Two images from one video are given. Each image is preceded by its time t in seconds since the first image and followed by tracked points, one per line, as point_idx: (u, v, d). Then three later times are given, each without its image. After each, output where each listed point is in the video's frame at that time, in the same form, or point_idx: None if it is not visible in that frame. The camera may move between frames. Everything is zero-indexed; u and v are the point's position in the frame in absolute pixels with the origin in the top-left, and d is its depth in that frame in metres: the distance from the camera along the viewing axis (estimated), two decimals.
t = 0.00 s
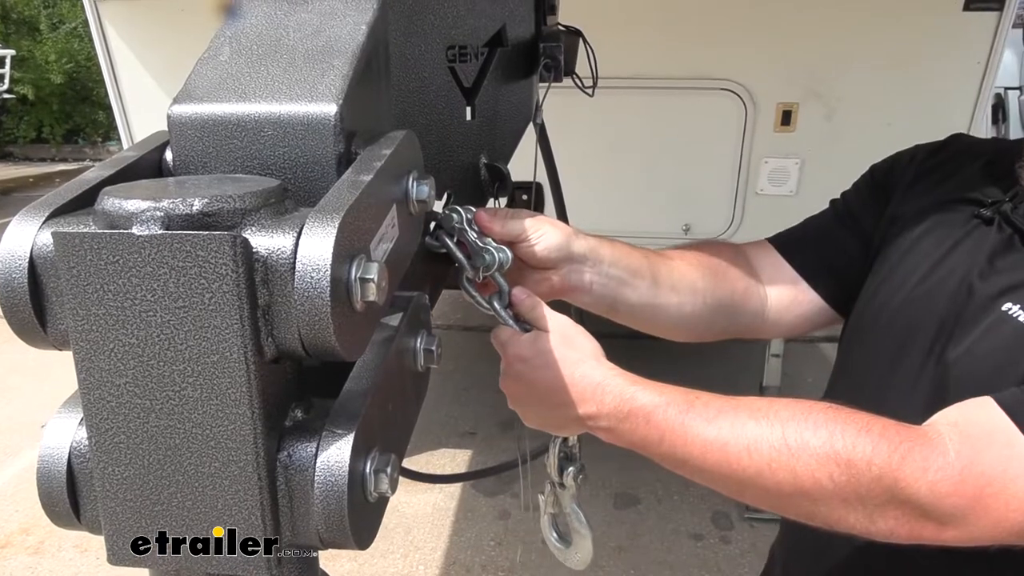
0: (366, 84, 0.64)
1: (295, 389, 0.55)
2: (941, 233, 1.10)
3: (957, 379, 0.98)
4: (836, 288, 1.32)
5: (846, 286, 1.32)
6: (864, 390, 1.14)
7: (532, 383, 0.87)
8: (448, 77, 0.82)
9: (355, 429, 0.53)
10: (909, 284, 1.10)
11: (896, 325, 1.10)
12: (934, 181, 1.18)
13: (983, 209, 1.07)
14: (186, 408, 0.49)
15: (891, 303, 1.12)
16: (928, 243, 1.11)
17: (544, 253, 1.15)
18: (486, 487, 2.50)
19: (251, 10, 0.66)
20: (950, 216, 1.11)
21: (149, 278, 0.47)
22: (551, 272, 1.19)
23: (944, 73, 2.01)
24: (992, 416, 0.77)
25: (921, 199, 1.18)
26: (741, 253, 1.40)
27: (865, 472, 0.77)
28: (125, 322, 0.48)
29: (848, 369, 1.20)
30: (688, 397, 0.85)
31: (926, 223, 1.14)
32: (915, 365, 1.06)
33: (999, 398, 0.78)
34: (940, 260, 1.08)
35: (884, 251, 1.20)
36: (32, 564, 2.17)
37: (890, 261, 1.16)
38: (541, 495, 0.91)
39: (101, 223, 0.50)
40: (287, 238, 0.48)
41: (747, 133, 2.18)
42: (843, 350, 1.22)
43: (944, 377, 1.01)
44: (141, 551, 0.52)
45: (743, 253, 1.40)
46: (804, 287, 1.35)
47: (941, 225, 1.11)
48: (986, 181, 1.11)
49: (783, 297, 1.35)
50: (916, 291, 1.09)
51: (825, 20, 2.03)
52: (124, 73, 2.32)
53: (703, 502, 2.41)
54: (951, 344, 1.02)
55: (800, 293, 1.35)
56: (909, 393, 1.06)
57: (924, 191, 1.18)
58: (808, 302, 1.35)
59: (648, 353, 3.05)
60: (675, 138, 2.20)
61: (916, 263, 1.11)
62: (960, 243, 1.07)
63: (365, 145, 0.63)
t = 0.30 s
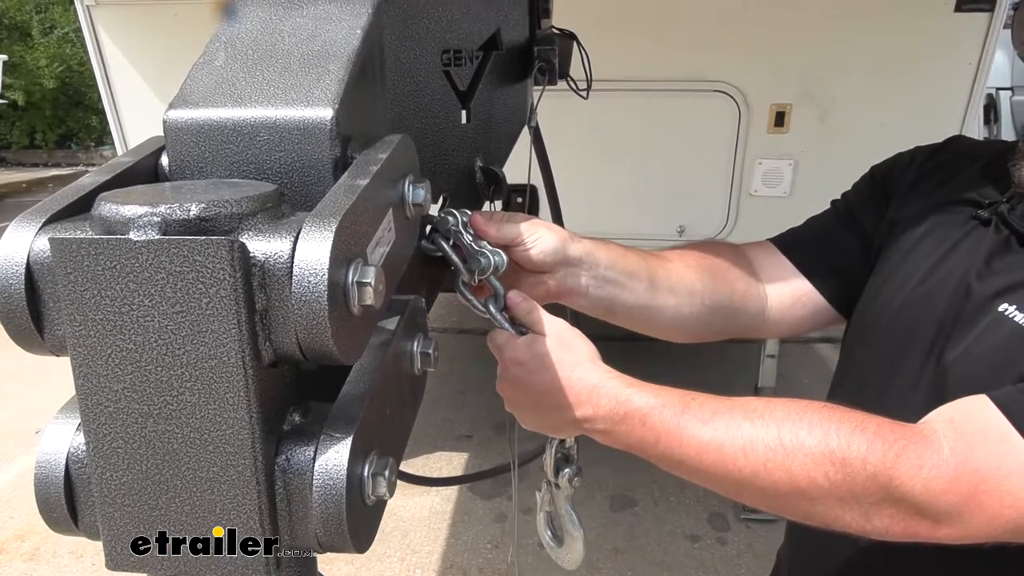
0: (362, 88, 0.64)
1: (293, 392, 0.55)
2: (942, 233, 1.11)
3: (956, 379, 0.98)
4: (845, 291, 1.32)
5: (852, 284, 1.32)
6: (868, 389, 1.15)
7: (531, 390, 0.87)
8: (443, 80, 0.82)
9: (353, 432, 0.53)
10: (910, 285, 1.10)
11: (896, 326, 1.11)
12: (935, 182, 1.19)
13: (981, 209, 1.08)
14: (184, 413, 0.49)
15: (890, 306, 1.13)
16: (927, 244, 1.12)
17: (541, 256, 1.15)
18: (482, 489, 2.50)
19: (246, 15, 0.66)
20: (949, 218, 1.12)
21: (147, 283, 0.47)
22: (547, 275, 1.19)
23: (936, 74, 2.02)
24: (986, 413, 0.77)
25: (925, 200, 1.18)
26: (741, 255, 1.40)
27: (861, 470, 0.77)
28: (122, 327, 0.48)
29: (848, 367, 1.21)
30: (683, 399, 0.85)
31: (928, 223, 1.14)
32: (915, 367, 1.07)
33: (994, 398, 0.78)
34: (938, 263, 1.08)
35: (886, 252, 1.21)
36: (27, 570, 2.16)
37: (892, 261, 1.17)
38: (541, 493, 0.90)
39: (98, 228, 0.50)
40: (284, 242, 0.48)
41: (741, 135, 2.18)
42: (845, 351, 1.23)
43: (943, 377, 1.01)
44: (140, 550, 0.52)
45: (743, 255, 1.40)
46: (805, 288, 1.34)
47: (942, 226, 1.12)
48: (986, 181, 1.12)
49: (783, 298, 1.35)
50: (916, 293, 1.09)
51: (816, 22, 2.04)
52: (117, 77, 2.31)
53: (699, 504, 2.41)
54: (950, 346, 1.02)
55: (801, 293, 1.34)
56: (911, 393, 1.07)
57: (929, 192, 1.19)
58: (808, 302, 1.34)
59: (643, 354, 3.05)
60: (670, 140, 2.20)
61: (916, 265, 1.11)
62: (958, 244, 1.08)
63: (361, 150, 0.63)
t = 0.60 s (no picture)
0: (362, 94, 0.65)
1: (293, 395, 0.56)
2: (931, 240, 1.13)
3: (946, 385, 0.99)
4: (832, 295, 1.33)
5: (840, 291, 1.33)
6: (860, 393, 1.15)
7: (530, 393, 0.89)
8: (442, 86, 0.83)
9: (353, 435, 0.54)
10: (901, 292, 1.11)
11: (888, 333, 1.11)
12: (922, 191, 1.20)
13: (969, 216, 1.10)
14: (186, 415, 0.49)
15: (881, 314, 1.13)
16: (917, 251, 1.13)
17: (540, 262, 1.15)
18: (478, 493, 2.50)
19: (247, 21, 0.67)
20: (938, 225, 1.13)
21: (150, 286, 0.47)
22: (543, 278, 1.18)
23: (929, 81, 2.04)
24: (980, 427, 0.79)
25: (912, 208, 1.20)
26: (735, 264, 1.41)
27: (858, 485, 0.77)
28: (125, 330, 0.48)
29: (840, 372, 1.21)
30: (684, 408, 0.86)
31: (916, 231, 1.16)
32: (905, 373, 1.08)
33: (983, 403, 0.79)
34: (930, 268, 1.10)
35: (876, 259, 1.22)
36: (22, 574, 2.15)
37: (883, 268, 1.17)
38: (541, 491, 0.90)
39: (101, 232, 0.50)
40: (286, 246, 0.49)
41: (736, 140, 2.19)
42: (836, 357, 1.24)
43: (935, 385, 1.02)
44: (141, 549, 0.53)
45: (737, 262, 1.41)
46: (797, 295, 1.35)
47: (930, 233, 1.13)
48: (973, 189, 1.14)
49: (776, 306, 1.36)
50: (907, 300, 1.10)
51: (810, 29, 2.06)
52: (113, 79, 2.31)
53: (695, 508, 2.42)
54: (939, 351, 1.04)
55: (794, 301, 1.35)
56: (902, 399, 1.08)
57: (915, 200, 1.20)
58: (800, 311, 1.35)
59: (638, 359, 3.06)
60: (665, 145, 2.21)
61: (907, 271, 1.12)
62: (947, 252, 1.09)
63: (361, 155, 0.64)
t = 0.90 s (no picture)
0: (363, 105, 0.66)
1: (295, 402, 0.56)
2: (916, 248, 1.14)
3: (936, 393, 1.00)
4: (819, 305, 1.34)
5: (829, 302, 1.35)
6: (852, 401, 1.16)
7: (526, 391, 0.89)
8: (442, 96, 0.84)
9: (353, 442, 0.54)
10: (890, 298, 1.12)
11: (875, 338, 1.13)
12: (910, 201, 1.21)
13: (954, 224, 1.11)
14: (188, 422, 0.50)
15: (869, 322, 1.14)
16: (904, 259, 1.14)
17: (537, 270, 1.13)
18: (474, 500, 2.50)
19: (250, 32, 0.68)
20: (924, 233, 1.14)
21: (154, 295, 0.48)
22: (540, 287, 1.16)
23: (923, 91, 2.06)
24: (971, 438, 0.79)
25: (898, 219, 1.21)
26: (726, 275, 1.41)
27: (852, 502, 0.78)
28: (129, 337, 0.49)
29: (831, 377, 1.21)
30: (683, 419, 0.86)
31: (903, 240, 1.17)
32: (894, 378, 1.09)
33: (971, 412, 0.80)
34: (917, 274, 1.11)
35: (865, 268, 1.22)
36: None
37: (872, 276, 1.18)
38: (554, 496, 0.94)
39: (107, 240, 0.51)
40: (289, 255, 0.50)
41: (733, 149, 2.21)
42: (828, 364, 1.23)
43: (924, 392, 1.03)
44: (141, 550, 0.53)
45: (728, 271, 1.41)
46: (788, 305, 1.36)
47: (916, 241, 1.14)
48: (960, 199, 1.15)
49: (766, 316, 1.36)
50: (896, 306, 1.11)
51: (805, 39, 2.07)
52: (112, 85, 2.32)
53: (691, 515, 2.43)
54: (928, 354, 1.05)
55: (784, 311, 1.36)
56: (890, 403, 1.09)
57: (902, 210, 1.21)
58: (791, 321, 1.36)
59: (634, 367, 3.06)
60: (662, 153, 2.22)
61: (895, 278, 1.14)
62: (933, 260, 1.10)
63: (362, 164, 0.64)
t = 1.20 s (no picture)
0: (361, 117, 0.67)
1: (294, 409, 0.57)
2: (900, 257, 1.15)
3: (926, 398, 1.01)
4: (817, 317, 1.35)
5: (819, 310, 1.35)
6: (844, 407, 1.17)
7: (530, 400, 0.90)
8: (439, 106, 0.85)
9: (351, 449, 0.55)
10: (874, 307, 1.13)
11: (861, 348, 1.13)
12: (894, 211, 1.23)
13: (937, 231, 1.12)
14: (189, 430, 0.51)
15: (855, 330, 1.15)
16: (890, 265, 1.15)
17: (532, 280, 1.13)
18: (471, 508, 2.50)
19: (248, 44, 0.69)
20: (907, 241, 1.15)
21: (155, 304, 0.49)
22: (537, 296, 1.15)
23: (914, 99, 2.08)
24: (961, 443, 0.79)
25: (878, 232, 1.23)
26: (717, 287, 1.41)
27: (842, 510, 0.79)
28: (130, 346, 0.50)
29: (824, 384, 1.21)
30: (676, 431, 0.87)
31: (887, 249, 1.18)
32: (883, 383, 1.09)
33: (959, 416, 0.81)
34: (901, 282, 1.12)
35: (851, 278, 1.23)
36: None
37: (858, 283, 1.19)
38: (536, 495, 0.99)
39: (108, 251, 0.51)
40: (287, 265, 0.50)
41: (728, 156, 2.22)
42: (818, 371, 1.23)
43: (913, 398, 1.04)
44: (142, 551, 0.54)
45: (719, 283, 1.42)
46: (779, 318, 1.36)
47: (900, 250, 1.15)
48: (943, 209, 1.17)
49: (758, 328, 1.36)
50: (881, 313, 1.12)
51: (798, 48, 2.09)
52: (109, 94, 2.33)
53: (688, 522, 2.43)
54: (915, 361, 1.06)
55: (777, 323, 1.36)
56: (880, 410, 1.09)
57: (883, 222, 1.23)
58: (782, 333, 1.36)
59: (631, 374, 3.07)
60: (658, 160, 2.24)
61: (878, 288, 1.14)
62: (915, 267, 1.11)
63: (359, 174, 0.65)
